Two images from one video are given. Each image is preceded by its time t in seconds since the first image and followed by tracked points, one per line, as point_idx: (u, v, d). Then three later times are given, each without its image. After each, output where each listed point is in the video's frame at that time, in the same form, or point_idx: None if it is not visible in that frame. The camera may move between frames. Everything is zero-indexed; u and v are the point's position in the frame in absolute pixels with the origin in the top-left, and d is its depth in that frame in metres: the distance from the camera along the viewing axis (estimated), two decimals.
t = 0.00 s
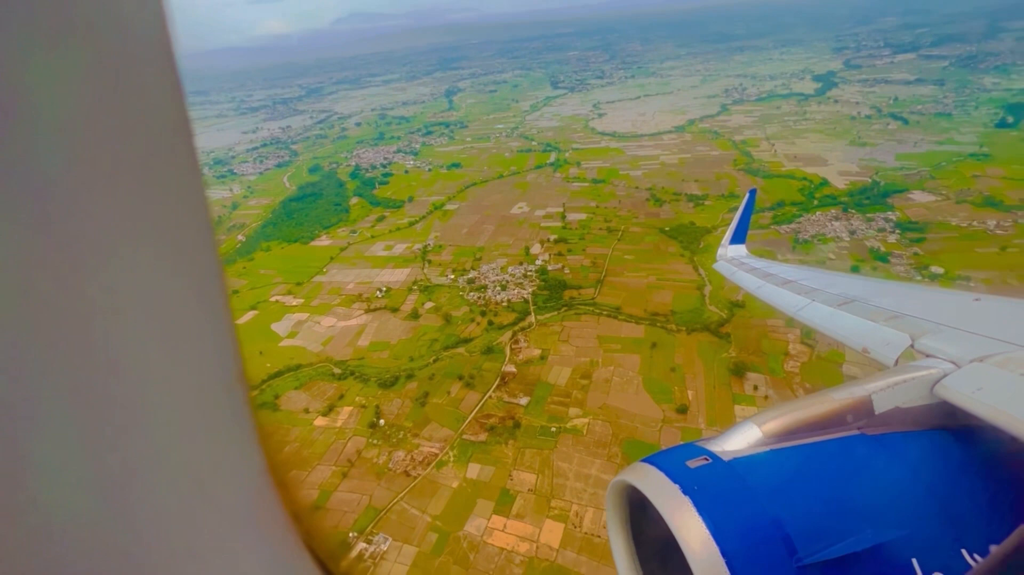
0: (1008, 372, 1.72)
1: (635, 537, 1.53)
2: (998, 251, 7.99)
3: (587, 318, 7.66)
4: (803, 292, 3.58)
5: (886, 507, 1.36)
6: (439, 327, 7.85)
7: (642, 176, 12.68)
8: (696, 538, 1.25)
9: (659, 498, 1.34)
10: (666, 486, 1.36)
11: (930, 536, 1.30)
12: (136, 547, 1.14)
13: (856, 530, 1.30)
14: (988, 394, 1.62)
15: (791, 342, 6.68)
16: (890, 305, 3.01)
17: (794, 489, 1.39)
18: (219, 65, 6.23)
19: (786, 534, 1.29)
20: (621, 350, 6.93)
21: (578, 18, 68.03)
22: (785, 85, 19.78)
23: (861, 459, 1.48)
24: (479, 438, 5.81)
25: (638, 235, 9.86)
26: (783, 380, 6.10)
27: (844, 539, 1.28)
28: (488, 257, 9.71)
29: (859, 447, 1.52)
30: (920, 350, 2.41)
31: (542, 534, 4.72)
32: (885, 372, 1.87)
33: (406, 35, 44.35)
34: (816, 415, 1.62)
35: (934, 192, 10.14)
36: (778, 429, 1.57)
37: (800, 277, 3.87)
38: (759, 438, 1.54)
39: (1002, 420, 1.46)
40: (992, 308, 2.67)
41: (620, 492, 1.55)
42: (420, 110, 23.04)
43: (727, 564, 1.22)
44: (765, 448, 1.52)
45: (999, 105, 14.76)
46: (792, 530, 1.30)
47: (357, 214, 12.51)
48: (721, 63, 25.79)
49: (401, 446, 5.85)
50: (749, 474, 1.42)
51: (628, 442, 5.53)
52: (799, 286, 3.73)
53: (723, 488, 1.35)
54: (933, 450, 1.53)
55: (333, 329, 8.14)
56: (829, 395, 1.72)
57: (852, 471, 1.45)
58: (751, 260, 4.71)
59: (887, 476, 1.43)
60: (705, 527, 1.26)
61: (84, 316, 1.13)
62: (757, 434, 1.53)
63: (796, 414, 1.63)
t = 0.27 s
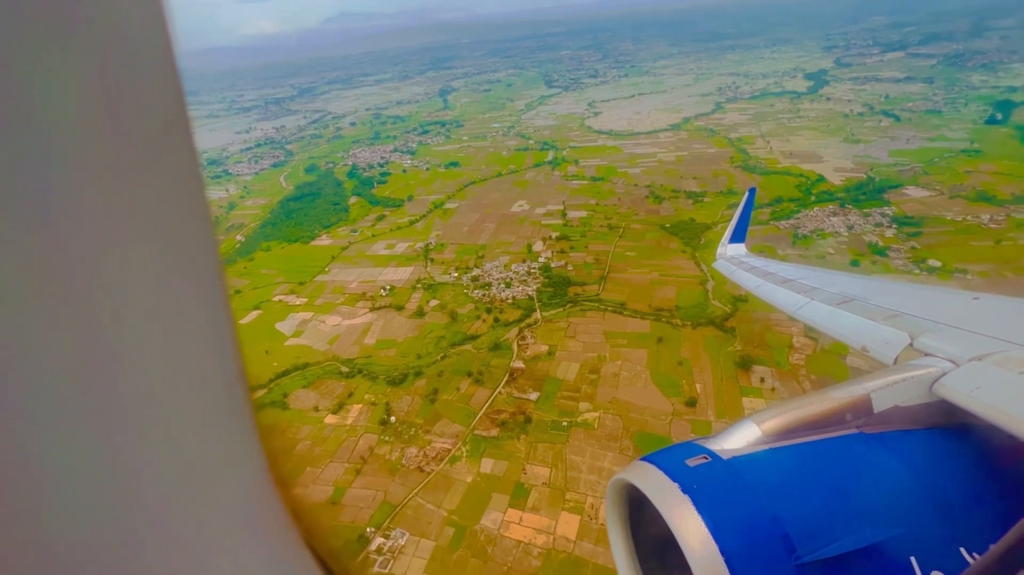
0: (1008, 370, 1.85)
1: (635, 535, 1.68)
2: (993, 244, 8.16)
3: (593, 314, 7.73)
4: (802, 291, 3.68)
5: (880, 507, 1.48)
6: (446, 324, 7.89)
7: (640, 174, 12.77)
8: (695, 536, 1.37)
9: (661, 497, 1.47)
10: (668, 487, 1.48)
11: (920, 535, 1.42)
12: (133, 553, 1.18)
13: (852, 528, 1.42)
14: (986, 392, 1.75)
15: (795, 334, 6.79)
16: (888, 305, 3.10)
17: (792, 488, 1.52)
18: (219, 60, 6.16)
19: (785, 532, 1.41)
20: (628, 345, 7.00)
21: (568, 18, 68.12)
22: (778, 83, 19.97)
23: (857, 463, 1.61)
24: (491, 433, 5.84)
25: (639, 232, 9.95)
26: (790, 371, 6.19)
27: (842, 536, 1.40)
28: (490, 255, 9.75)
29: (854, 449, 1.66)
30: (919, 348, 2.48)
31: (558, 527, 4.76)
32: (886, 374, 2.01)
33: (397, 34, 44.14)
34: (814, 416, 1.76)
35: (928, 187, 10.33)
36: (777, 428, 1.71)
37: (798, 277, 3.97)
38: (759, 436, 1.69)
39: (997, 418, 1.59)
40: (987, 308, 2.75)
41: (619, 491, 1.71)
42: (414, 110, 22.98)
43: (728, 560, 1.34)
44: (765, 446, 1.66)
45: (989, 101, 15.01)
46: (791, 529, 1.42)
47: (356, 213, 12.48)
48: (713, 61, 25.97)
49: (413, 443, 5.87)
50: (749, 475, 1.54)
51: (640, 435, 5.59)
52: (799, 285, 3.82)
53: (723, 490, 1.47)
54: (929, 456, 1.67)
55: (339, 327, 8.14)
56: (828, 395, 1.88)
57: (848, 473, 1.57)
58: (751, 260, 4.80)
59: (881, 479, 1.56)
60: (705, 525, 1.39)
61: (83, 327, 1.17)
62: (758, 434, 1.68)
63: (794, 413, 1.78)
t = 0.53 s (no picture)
0: (1005, 370, 1.83)
1: (635, 535, 1.68)
2: (987, 238, 8.33)
3: (598, 310, 7.79)
4: (802, 290, 3.71)
5: (879, 506, 1.49)
6: (452, 322, 7.92)
7: (639, 172, 12.86)
8: (694, 535, 1.38)
9: (658, 496, 1.48)
10: (666, 486, 1.49)
11: (918, 533, 1.43)
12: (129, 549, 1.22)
13: (851, 527, 1.43)
14: (984, 391, 1.74)
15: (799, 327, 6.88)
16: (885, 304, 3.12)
17: (792, 485, 1.52)
18: (220, 58, 6.14)
19: (782, 531, 1.41)
20: (635, 340, 7.07)
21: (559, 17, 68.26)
22: (770, 82, 20.20)
23: (856, 461, 1.61)
24: (502, 429, 5.88)
25: (640, 229, 10.04)
26: (795, 364, 6.28)
27: (840, 534, 1.41)
28: (493, 253, 9.79)
29: (853, 448, 1.67)
30: (917, 348, 2.51)
31: (574, 518, 4.82)
32: (885, 373, 2.01)
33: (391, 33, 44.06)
34: (814, 414, 1.76)
35: (922, 183, 10.51)
36: (776, 427, 1.71)
37: (798, 276, 4.01)
38: (758, 435, 1.69)
39: (996, 416, 1.57)
40: (984, 306, 2.77)
41: (619, 491, 1.71)
42: (409, 109, 22.97)
43: (727, 557, 1.35)
44: (764, 445, 1.66)
45: (978, 99, 15.30)
46: (789, 527, 1.42)
47: (356, 212, 12.46)
48: (705, 60, 26.19)
49: (425, 439, 5.90)
50: (748, 473, 1.55)
51: (651, 428, 5.66)
52: (798, 284, 3.85)
53: (722, 488, 1.48)
54: (929, 457, 1.66)
55: (344, 326, 8.14)
56: (828, 393, 1.88)
57: (848, 473, 1.57)
58: (750, 259, 4.86)
59: (880, 478, 1.57)
60: (704, 523, 1.40)
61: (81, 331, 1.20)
62: (756, 432, 1.68)
63: (794, 412, 1.77)
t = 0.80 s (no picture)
0: (1005, 368, 1.80)
1: (632, 530, 1.69)
2: (981, 231, 8.52)
3: (603, 306, 7.86)
4: (800, 289, 3.56)
5: (877, 503, 1.48)
6: (457, 319, 7.95)
7: (636, 169, 12.96)
8: (693, 535, 1.35)
9: (658, 495, 1.45)
10: (666, 486, 1.46)
11: (915, 532, 1.42)
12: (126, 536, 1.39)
13: (850, 525, 1.41)
14: (984, 390, 1.71)
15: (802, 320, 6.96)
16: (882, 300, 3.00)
17: (792, 483, 1.49)
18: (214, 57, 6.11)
19: (783, 529, 1.38)
20: (640, 335, 7.15)
21: (548, 17, 68.38)
22: (762, 80, 20.42)
23: (857, 459, 1.58)
24: (513, 424, 5.92)
25: (640, 226, 10.13)
26: (800, 356, 6.37)
27: (839, 532, 1.39)
28: (495, 251, 9.82)
29: (853, 445, 1.63)
30: (918, 346, 2.41)
31: (590, 510, 4.87)
32: (883, 371, 1.96)
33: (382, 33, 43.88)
34: (814, 413, 1.71)
35: (916, 178, 10.70)
36: (776, 425, 1.66)
37: (796, 275, 3.87)
38: (760, 433, 1.64)
39: (994, 416, 1.55)
40: (984, 303, 2.67)
41: (618, 489, 1.70)
42: (403, 109, 22.94)
43: (726, 557, 1.32)
44: (764, 444, 1.61)
45: (965, 96, 15.60)
46: (789, 526, 1.39)
47: (356, 212, 12.44)
48: (697, 59, 26.41)
49: (437, 435, 5.92)
50: (749, 471, 1.51)
51: (661, 422, 5.73)
52: (796, 283, 3.70)
53: (722, 487, 1.45)
54: (930, 455, 1.64)
55: (349, 325, 8.14)
56: (828, 391, 1.83)
57: (848, 470, 1.55)
58: (747, 257, 4.84)
59: (880, 476, 1.55)
60: (704, 522, 1.37)
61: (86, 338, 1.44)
62: (756, 431, 1.63)
63: (795, 409, 1.72)
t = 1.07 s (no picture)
0: (1003, 367, 1.83)
1: (630, 531, 1.72)
2: (974, 226, 8.70)
3: (607, 302, 7.93)
4: (800, 289, 3.60)
5: (873, 501, 1.50)
6: (463, 317, 7.98)
7: (633, 167, 13.07)
8: (692, 533, 1.39)
9: (657, 494, 1.48)
10: (665, 485, 1.49)
11: (913, 530, 1.44)
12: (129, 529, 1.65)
13: (846, 524, 1.44)
14: (982, 388, 1.74)
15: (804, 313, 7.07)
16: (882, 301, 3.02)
17: (790, 481, 1.51)
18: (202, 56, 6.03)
19: (780, 528, 1.41)
20: (645, 330, 7.23)
21: (538, 16, 68.44)
22: (754, 79, 20.64)
23: (854, 458, 1.60)
24: (524, 419, 5.97)
25: (640, 223, 10.23)
26: (803, 348, 6.48)
27: (835, 530, 1.42)
28: (497, 249, 9.87)
29: (850, 444, 1.66)
30: (914, 345, 2.43)
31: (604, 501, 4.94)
32: (880, 371, 1.99)
33: (372, 32, 43.66)
34: (810, 411, 1.74)
35: (908, 174, 10.90)
36: (773, 425, 1.70)
37: (797, 274, 3.91)
38: (757, 432, 1.67)
39: (990, 415, 1.58)
40: (983, 301, 2.67)
41: (617, 489, 1.74)
42: (396, 109, 22.90)
43: (724, 555, 1.35)
44: (761, 443, 1.65)
45: (953, 94, 15.91)
46: (787, 524, 1.42)
47: (354, 211, 12.41)
48: (688, 58, 26.61)
49: (448, 431, 5.95)
50: (746, 471, 1.53)
51: (670, 414, 5.81)
52: (797, 282, 3.75)
53: (719, 486, 1.48)
54: (928, 453, 1.65)
55: (354, 324, 8.14)
56: (825, 391, 1.86)
57: (844, 469, 1.57)
58: (746, 257, 4.83)
59: (878, 475, 1.57)
60: (701, 521, 1.40)
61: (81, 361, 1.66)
62: (753, 430, 1.66)
63: (792, 409, 1.75)
